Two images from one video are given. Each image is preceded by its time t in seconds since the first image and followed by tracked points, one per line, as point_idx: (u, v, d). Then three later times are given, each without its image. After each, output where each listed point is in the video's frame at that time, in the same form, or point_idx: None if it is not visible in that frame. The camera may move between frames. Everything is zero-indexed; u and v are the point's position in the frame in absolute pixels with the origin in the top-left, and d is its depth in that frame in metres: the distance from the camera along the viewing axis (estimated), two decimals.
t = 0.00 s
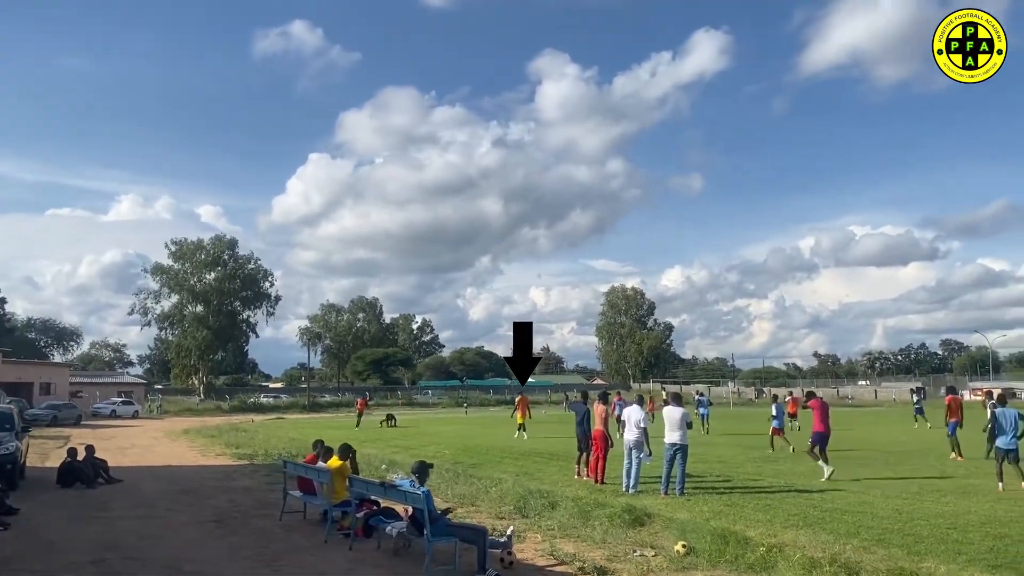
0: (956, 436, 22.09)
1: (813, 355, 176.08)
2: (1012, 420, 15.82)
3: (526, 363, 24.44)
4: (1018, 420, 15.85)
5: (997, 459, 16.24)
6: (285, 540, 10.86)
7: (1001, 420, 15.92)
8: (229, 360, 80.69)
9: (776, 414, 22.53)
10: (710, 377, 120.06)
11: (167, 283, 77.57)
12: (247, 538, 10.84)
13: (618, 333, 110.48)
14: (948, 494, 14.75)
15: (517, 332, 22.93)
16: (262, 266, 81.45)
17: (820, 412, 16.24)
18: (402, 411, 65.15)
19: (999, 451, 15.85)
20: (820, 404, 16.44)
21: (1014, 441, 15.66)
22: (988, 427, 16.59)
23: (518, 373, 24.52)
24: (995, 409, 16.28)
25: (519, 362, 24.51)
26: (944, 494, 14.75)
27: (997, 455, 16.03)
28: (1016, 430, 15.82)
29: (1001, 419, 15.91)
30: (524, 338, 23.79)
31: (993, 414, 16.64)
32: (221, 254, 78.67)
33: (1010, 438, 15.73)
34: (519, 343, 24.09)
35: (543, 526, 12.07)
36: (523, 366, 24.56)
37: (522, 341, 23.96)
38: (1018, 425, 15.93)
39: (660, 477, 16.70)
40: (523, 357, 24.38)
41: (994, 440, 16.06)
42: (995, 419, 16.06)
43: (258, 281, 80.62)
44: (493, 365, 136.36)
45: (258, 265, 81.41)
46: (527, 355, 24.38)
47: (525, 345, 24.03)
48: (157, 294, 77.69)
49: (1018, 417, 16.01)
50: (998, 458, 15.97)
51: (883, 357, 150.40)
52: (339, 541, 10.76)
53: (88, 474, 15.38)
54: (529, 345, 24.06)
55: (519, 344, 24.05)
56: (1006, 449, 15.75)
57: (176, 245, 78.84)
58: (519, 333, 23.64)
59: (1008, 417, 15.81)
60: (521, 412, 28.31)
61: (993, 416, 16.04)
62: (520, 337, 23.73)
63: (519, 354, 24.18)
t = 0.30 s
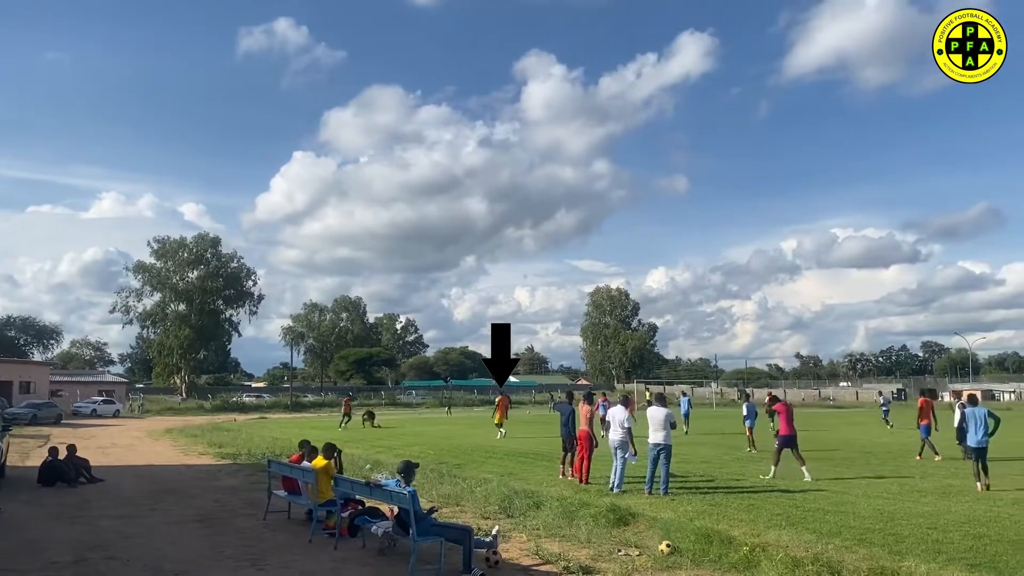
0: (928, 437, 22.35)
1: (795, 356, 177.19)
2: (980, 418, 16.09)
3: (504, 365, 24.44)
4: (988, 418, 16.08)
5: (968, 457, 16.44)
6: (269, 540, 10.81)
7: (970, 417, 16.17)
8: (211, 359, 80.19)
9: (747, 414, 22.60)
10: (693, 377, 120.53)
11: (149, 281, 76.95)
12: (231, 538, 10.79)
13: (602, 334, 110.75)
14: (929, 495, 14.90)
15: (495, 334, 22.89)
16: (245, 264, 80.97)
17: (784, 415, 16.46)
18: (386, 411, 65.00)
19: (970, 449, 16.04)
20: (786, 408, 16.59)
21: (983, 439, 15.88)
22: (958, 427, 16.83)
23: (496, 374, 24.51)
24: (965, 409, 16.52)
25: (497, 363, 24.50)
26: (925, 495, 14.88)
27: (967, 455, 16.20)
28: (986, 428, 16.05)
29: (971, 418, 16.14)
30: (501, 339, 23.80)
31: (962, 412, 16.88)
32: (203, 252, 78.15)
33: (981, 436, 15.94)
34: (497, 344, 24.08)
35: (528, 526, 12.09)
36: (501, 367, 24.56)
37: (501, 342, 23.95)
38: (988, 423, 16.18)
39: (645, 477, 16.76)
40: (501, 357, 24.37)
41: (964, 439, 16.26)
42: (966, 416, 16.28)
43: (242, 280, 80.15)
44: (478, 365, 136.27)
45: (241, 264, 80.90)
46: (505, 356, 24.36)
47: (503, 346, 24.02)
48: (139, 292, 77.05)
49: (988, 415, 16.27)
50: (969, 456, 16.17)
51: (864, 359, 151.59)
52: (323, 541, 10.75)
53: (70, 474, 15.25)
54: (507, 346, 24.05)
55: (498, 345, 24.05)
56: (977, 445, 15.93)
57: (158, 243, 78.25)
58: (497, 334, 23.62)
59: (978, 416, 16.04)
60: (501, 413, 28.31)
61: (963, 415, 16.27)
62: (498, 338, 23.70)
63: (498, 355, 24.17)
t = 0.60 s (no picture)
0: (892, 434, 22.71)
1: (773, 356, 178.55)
2: (944, 419, 16.37)
3: (478, 363, 24.46)
4: (951, 419, 16.34)
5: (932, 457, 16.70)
6: (247, 538, 10.79)
7: (933, 419, 16.46)
8: (188, 358, 79.48)
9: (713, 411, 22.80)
10: (671, 377, 121.15)
11: (125, 279, 76.20)
12: (207, 537, 10.74)
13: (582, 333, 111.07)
14: (901, 492, 15.10)
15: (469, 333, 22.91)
16: (223, 262, 80.37)
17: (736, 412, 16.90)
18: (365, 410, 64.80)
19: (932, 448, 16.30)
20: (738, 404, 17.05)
21: (946, 438, 16.13)
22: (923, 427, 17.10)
23: (470, 373, 24.54)
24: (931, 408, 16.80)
25: (472, 361, 24.52)
26: (897, 492, 15.09)
27: (930, 454, 16.47)
28: (948, 427, 16.30)
29: (934, 419, 16.44)
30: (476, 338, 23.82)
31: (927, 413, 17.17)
32: (180, 250, 77.50)
33: (942, 436, 16.22)
34: (471, 343, 24.11)
35: (505, 524, 12.15)
36: (475, 366, 24.59)
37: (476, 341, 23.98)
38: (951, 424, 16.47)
39: (621, 475, 16.90)
40: (476, 356, 24.41)
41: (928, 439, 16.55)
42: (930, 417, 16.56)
43: (219, 278, 79.53)
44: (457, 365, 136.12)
45: (219, 262, 80.29)
46: (480, 355, 24.38)
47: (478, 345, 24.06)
48: (115, 290, 76.28)
49: (951, 417, 16.55)
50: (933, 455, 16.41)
51: (840, 359, 153.23)
52: (300, 539, 10.75)
53: (44, 473, 15.11)
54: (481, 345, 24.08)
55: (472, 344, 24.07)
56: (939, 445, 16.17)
57: (135, 241, 77.50)
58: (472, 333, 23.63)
59: (942, 417, 16.33)
60: (475, 411, 28.34)
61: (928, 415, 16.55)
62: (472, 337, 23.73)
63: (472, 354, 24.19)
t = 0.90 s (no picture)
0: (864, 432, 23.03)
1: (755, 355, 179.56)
2: (911, 414, 16.77)
3: (454, 362, 24.55)
4: (919, 416, 16.76)
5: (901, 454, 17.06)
6: (226, 537, 10.85)
7: (902, 415, 16.84)
8: (170, 357, 78.99)
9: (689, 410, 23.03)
10: (655, 376, 121.74)
11: (106, 278, 75.63)
12: (187, 536, 10.78)
13: (566, 332, 111.40)
14: (876, 489, 15.35)
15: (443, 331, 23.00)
16: (205, 261, 79.93)
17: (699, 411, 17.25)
18: (348, 409, 64.67)
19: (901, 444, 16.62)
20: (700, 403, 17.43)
21: (914, 434, 16.50)
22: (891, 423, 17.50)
23: (446, 371, 24.62)
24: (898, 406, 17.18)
25: (447, 360, 24.61)
26: (872, 489, 15.33)
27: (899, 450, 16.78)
28: (915, 424, 16.71)
29: (902, 415, 16.83)
30: (450, 336, 23.92)
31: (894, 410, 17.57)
32: (162, 249, 77.03)
33: (911, 431, 16.56)
34: (446, 341, 24.20)
35: (484, 522, 12.26)
36: (452, 364, 24.66)
37: (450, 339, 24.06)
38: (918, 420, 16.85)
39: (600, 474, 17.06)
40: (452, 355, 24.46)
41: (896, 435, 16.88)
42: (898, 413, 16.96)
43: (201, 277, 79.07)
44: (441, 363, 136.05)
45: (201, 261, 79.85)
46: (455, 353, 24.46)
47: (453, 343, 24.16)
48: (96, 289, 75.71)
49: (918, 413, 16.95)
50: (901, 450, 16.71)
51: (822, 358, 154.43)
52: (280, 538, 10.80)
53: (23, 472, 15.07)
54: (456, 343, 24.18)
55: (448, 342, 24.17)
56: (908, 441, 16.49)
57: (116, 239, 76.91)
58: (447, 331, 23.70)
59: (908, 413, 16.73)
60: (451, 410, 28.43)
61: (896, 412, 16.94)
62: (447, 335, 23.81)
63: (447, 352, 24.28)
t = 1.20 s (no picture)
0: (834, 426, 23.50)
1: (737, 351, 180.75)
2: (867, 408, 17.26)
3: (430, 358, 24.70)
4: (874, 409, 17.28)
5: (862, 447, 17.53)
6: (202, 532, 10.97)
7: (858, 409, 17.31)
8: (150, 355, 78.49)
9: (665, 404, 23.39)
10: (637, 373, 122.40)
11: (85, 276, 75.03)
12: (164, 532, 10.88)
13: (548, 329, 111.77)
14: (847, 483, 15.68)
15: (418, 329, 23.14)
16: (186, 259, 79.49)
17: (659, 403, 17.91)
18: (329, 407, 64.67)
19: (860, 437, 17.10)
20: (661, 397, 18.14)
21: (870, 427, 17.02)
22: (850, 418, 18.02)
23: (422, 368, 24.78)
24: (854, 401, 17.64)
25: (422, 357, 24.78)
26: (843, 483, 15.66)
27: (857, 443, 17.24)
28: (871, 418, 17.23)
29: (859, 408, 17.28)
30: (426, 334, 24.08)
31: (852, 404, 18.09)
32: (142, 246, 76.55)
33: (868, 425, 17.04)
34: (423, 338, 24.34)
35: (461, 516, 12.44)
36: (428, 361, 24.82)
37: (426, 336, 24.21)
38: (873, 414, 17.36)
39: (576, 469, 17.29)
40: (428, 351, 24.61)
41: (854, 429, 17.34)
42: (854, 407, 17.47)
43: (182, 275, 78.59)
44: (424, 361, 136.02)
45: (182, 258, 79.39)
46: (432, 350, 24.63)
47: (429, 341, 24.32)
48: (75, 287, 75.11)
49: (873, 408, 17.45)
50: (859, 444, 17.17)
51: (802, 354, 155.73)
52: (257, 533, 10.93)
53: None
54: (433, 341, 24.33)
55: (423, 339, 24.33)
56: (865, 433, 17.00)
57: (95, 237, 76.31)
58: (422, 329, 23.87)
59: (864, 407, 17.22)
60: (424, 408, 28.65)
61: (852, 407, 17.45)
62: (423, 332, 23.96)
63: (423, 349, 24.43)
